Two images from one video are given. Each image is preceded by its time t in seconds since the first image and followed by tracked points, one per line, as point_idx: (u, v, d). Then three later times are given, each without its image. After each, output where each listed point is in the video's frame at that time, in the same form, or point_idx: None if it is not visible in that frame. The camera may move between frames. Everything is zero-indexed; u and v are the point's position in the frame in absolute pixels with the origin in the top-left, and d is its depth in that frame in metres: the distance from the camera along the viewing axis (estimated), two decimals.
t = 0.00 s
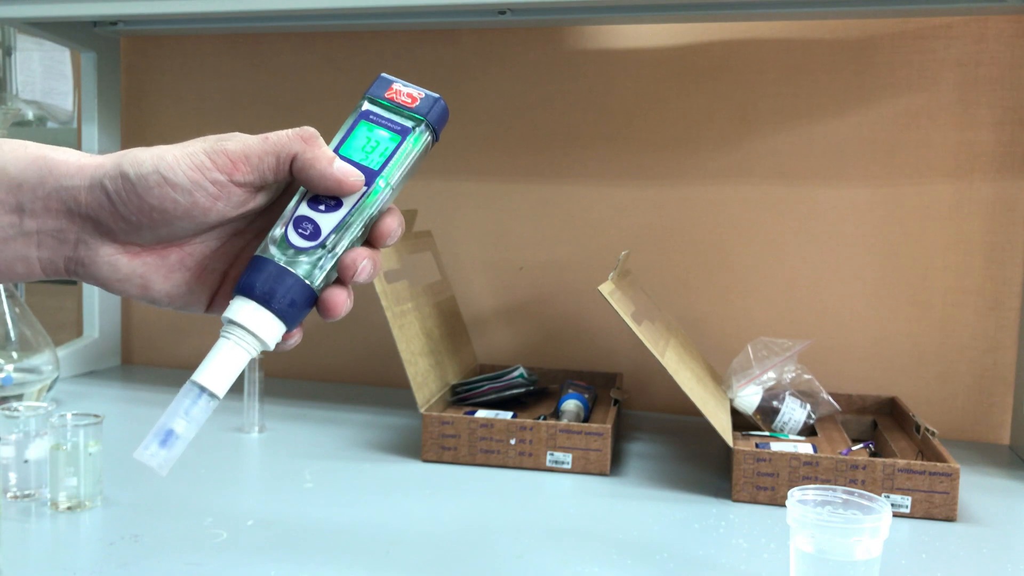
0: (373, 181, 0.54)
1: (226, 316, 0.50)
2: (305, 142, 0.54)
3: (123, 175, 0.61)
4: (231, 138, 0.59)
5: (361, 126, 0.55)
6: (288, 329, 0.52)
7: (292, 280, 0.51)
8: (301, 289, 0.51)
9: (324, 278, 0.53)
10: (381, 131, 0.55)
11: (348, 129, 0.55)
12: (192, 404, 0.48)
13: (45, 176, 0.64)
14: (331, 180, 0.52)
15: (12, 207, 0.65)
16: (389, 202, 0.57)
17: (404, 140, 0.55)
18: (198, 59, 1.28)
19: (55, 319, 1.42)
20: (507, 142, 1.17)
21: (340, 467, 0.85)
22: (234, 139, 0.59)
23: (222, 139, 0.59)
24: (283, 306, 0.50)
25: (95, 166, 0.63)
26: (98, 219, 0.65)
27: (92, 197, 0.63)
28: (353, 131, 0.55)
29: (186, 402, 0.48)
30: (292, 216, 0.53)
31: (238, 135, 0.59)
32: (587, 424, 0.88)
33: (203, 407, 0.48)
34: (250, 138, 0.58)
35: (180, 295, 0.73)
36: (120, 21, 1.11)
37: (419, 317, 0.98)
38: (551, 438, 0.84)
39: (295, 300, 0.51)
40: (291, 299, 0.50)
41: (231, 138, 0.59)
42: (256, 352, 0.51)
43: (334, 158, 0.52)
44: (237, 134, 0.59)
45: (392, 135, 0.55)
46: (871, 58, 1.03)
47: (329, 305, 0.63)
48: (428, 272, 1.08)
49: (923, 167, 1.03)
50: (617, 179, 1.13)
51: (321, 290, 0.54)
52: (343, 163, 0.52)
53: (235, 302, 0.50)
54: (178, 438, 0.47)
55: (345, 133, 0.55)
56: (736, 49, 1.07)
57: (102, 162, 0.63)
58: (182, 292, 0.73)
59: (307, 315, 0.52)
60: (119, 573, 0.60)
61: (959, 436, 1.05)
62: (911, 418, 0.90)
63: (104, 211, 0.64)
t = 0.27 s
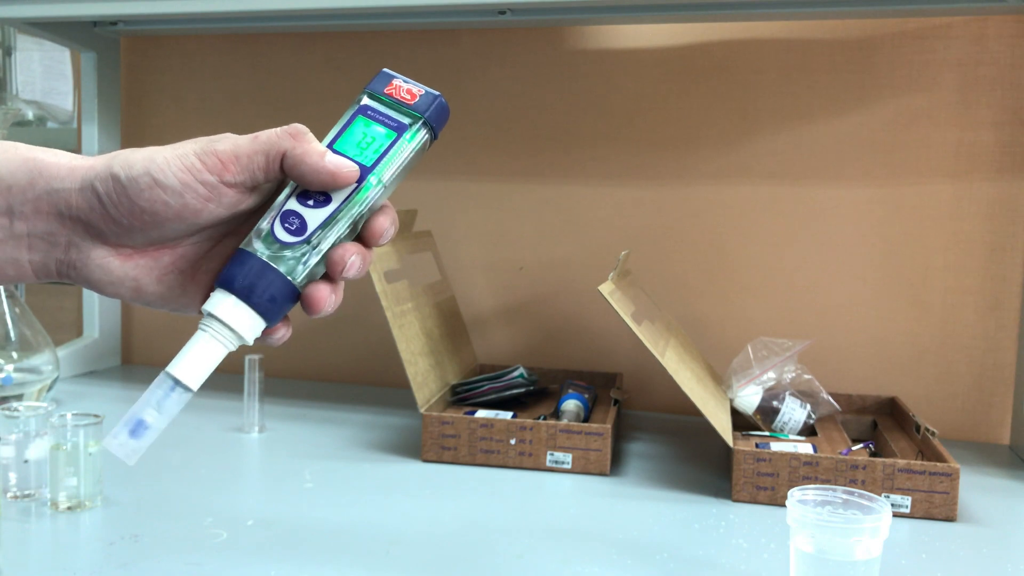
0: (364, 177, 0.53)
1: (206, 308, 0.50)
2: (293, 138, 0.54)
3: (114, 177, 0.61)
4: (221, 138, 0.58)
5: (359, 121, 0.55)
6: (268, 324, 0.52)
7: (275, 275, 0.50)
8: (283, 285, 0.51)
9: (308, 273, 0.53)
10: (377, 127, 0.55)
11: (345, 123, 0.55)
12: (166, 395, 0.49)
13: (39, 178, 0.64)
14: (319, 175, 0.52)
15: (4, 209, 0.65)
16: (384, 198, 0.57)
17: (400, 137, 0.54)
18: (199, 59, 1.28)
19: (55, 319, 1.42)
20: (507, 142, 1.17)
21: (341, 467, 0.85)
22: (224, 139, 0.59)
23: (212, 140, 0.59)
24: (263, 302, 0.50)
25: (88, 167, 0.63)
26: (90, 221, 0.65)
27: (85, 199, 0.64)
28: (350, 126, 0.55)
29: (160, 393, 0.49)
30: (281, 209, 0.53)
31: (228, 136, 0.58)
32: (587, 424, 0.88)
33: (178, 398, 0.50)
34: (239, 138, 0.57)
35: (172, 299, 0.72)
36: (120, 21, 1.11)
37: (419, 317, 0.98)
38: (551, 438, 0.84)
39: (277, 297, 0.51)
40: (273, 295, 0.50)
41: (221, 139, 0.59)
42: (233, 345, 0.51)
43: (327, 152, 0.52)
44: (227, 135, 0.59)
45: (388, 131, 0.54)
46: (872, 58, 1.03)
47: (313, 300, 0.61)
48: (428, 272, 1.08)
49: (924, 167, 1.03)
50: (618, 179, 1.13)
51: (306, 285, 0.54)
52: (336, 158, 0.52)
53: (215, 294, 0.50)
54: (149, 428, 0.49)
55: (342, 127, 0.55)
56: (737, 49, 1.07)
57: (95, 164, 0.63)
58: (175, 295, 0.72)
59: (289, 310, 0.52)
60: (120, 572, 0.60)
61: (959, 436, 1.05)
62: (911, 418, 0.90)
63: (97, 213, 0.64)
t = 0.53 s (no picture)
0: (389, 186, 0.54)
1: (241, 324, 0.50)
2: (321, 145, 0.54)
3: (134, 180, 0.61)
4: (246, 142, 0.59)
5: (378, 128, 0.55)
6: (301, 337, 0.51)
7: (308, 288, 0.50)
8: (317, 297, 0.51)
9: (339, 285, 0.53)
10: (398, 134, 0.55)
11: (365, 131, 0.55)
12: (204, 413, 0.48)
13: (54, 181, 0.64)
14: (346, 185, 0.52)
15: (20, 213, 0.64)
16: (407, 206, 0.57)
17: (421, 144, 0.54)
18: (199, 60, 1.28)
19: (55, 319, 1.42)
20: (507, 142, 1.17)
21: (341, 468, 0.85)
22: (248, 142, 0.59)
23: (236, 143, 0.59)
24: (297, 315, 0.50)
25: (105, 170, 0.63)
26: (108, 224, 0.65)
27: (102, 202, 0.63)
28: (369, 133, 0.55)
29: (200, 412, 0.48)
30: (308, 221, 0.53)
31: (252, 139, 0.59)
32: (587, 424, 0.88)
33: (217, 415, 0.49)
34: (264, 142, 0.58)
35: (190, 301, 0.73)
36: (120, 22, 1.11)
37: (419, 317, 0.98)
38: (551, 438, 0.84)
39: (311, 309, 0.50)
40: (306, 307, 0.50)
41: (245, 142, 0.59)
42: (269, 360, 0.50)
43: (353, 161, 0.52)
44: (251, 138, 0.59)
45: (409, 138, 0.54)
46: (871, 58, 1.03)
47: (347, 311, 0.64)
48: (428, 272, 1.08)
49: (923, 167, 1.03)
50: (618, 179, 1.13)
51: (337, 296, 0.54)
52: (361, 167, 0.52)
53: (249, 310, 0.50)
54: (191, 449, 0.48)
55: (361, 135, 0.55)
56: (736, 49, 1.07)
57: (113, 166, 0.63)
58: (193, 297, 0.73)
59: (321, 322, 0.52)
60: (120, 572, 0.60)
61: (959, 436, 1.05)
62: (911, 418, 0.90)
63: (115, 216, 0.64)
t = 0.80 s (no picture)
0: (402, 160, 0.54)
1: (269, 308, 0.49)
2: (338, 117, 0.55)
3: (148, 154, 0.61)
4: (261, 112, 0.59)
5: (382, 105, 0.55)
6: (331, 316, 0.51)
7: (333, 265, 0.50)
8: (343, 274, 0.50)
9: (362, 261, 0.53)
10: (403, 109, 0.55)
11: (370, 109, 0.55)
12: (243, 398, 0.47)
13: (65, 160, 0.64)
14: (360, 160, 0.52)
15: (30, 192, 0.65)
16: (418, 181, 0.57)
17: (428, 116, 0.54)
18: (199, 60, 1.28)
19: (55, 319, 1.42)
20: (507, 143, 1.17)
21: (341, 467, 0.85)
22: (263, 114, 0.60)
23: (250, 114, 0.60)
24: (325, 293, 0.49)
25: (118, 147, 0.63)
26: (120, 201, 0.65)
27: (115, 179, 0.63)
28: (374, 111, 0.55)
29: (239, 398, 0.47)
30: (324, 202, 0.52)
31: (267, 110, 0.59)
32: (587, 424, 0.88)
33: (256, 400, 0.48)
34: (279, 112, 0.59)
35: (203, 282, 0.71)
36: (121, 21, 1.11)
37: (419, 316, 0.98)
38: (551, 438, 0.84)
39: (339, 287, 0.50)
40: (333, 284, 0.50)
41: (260, 112, 0.60)
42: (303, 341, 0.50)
43: (365, 136, 0.53)
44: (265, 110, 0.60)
45: (415, 112, 0.54)
46: (870, 59, 1.03)
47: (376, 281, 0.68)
48: (428, 272, 1.08)
49: (923, 168, 1.03)
50: (617, 179, 1.13)
51: (360, 274, 0.54)
52: (372, 142, 0.52)
53: (278, 293, 0.49)
54: (235, 435, 0.47)
55: (367, 113, 0.55)
56: (735, 50, 1.07)
57: (125, 143, 0.63)
58: (205, 278, 0.71)
59: (349, 301, 0.52)
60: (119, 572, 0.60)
61: (959, 436, 1.05)
62: (911, 418, 0.90)
63: (127, 193, 0.64)
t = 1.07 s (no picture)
0: (395, 147, 0.53)
1: (257, 286, 0.48)
2: (327, 101, 0.55)
3: (132, 138, 0.61)
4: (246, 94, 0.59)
5: (377, 96, 0.55)
6: (319, 298, 0.50)
7: (323, 244, 0.49)
8: (333, 254, 0.50)
9: (352, 245, 0.52)
10: (398, 99, 0.55)
11: (364, 100, 0.56)
12: (224, 375, 0.46)
13: (47, 147, 0.64)
14: (353, 143, 0.52)
15: (12, 179, 0.65)
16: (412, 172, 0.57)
17: (422, 106, 0.55)
18: (199, 59, 1.28)
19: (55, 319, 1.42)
20: (507, 143, 1.17)
21: (341, 467, 0.85)
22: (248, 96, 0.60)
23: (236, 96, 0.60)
24: (314, 271, 0.49)
25: (101, 131, 0.63)
26: (104, 187, 0.65)
27: (98, 164, 0.63)
28: (369, 102, 0.55)
29: (221, 374, 0.46)
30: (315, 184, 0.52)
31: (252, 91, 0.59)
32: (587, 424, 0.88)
33: (237, 378, 0.46)
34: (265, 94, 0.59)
35: (190, 270, 0.71)
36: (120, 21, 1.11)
37: (419, 316, 0.98)
38: (551, 438, 0.84)
39: (328, 267, 0.50)
40: (323, 263, 0.49)
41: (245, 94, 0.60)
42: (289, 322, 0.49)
43: (355, 122, 0.53)
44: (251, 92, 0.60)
45: (410, 102, 0.55)
46: (871, 59, 1.03)
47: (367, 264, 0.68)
48: (428, 271, 1.08)
49: (923, 168, 1.03)
50: (618, 179, 1.13)
51: (350, 258, 0.53)
52: (363, 128, 0.52)
53: (266, 270, 0.48)
54: (214, 411, 0.45)
55: (361, 104, 0.55)
56: (736, 50, 1.07)
57: (108, 127, 0.63)
58: (192, 267, 0.71)
59: (339, 283, 0.51)
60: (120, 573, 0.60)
61: (959, 436, 1.05)
62: (911, 418, 0.90)
63: (111, 178, 0.64)
